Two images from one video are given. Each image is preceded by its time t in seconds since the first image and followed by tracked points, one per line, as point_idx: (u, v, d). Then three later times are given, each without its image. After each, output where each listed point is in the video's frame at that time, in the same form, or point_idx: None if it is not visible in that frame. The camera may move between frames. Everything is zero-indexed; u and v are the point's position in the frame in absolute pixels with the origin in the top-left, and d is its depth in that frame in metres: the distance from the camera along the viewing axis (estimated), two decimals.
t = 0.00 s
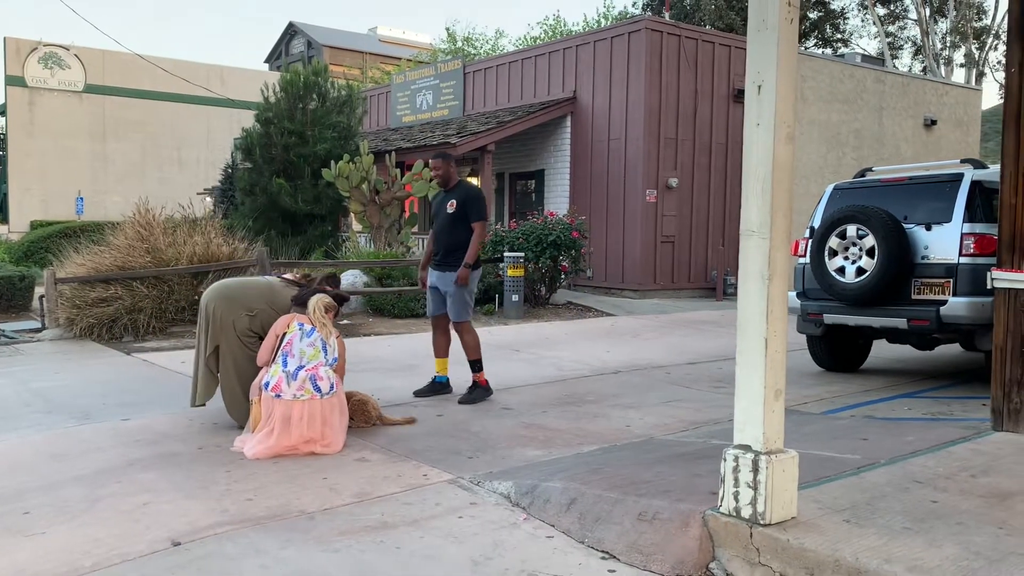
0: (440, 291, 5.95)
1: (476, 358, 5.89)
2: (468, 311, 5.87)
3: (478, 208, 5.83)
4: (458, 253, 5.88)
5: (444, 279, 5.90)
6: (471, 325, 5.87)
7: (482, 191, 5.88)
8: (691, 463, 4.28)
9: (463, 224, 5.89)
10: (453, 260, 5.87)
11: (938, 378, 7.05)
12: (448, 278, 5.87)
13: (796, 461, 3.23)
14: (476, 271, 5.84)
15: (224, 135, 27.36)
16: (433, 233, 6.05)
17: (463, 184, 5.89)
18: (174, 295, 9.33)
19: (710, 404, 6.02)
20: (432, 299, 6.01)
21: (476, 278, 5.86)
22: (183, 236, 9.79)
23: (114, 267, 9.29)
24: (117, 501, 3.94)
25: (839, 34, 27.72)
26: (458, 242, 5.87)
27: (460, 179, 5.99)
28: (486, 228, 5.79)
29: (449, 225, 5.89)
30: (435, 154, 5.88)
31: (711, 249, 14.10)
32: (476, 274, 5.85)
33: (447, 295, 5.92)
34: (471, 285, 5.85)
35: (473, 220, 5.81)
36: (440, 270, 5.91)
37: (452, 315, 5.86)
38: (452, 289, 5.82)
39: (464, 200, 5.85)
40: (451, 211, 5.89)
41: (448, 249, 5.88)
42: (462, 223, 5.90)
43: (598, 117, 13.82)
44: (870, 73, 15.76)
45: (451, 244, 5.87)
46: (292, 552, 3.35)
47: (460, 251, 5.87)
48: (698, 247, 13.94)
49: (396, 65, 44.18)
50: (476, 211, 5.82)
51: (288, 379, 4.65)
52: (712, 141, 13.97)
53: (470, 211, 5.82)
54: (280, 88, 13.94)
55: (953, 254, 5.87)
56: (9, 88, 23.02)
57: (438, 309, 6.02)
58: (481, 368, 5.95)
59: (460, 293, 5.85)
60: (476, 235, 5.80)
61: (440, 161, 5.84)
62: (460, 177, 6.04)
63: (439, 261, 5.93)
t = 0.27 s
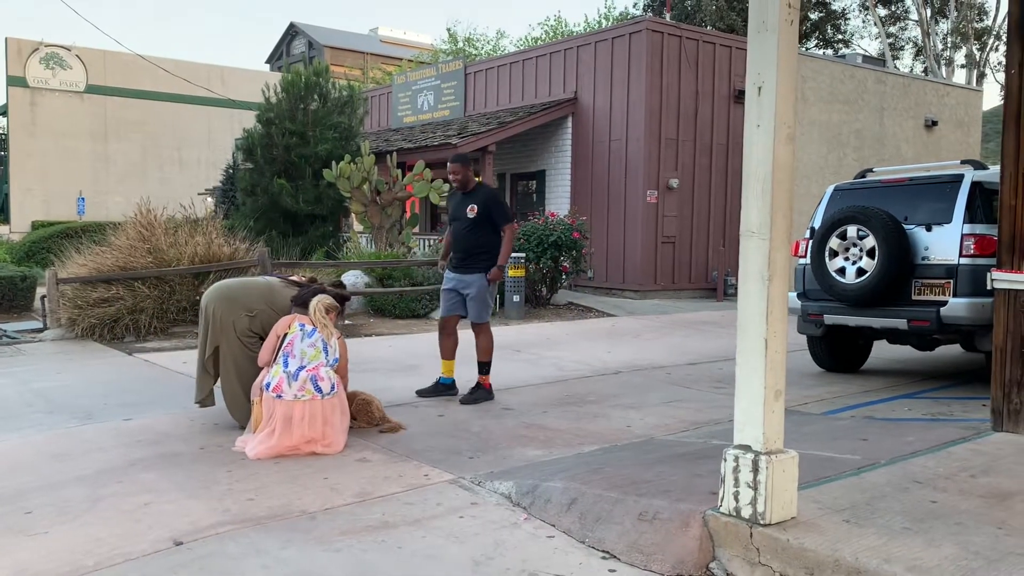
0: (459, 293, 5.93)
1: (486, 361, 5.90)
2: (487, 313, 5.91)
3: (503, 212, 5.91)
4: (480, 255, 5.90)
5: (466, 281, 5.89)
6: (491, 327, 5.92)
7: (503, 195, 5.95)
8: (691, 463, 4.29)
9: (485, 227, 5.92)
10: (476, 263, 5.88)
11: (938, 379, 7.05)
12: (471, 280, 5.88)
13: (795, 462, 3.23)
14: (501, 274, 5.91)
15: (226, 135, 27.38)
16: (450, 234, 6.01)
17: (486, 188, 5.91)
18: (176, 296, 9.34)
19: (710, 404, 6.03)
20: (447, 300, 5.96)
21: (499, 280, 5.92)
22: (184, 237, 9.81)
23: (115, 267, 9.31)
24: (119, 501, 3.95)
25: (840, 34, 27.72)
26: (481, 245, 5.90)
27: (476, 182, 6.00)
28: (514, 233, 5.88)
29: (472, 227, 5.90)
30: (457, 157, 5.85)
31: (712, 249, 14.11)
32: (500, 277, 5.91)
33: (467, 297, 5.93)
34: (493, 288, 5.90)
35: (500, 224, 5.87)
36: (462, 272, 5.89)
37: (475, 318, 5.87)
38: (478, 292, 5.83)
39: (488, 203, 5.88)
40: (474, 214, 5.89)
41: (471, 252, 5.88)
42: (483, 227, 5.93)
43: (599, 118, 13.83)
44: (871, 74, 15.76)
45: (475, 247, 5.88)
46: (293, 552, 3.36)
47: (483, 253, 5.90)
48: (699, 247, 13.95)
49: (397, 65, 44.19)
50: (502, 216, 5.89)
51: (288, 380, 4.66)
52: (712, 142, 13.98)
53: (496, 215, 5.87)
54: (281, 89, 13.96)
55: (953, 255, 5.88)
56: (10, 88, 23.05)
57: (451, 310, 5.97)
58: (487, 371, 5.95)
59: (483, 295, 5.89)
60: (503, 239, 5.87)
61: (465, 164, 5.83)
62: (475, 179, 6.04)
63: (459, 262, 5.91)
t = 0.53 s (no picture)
0: (464, 291, 5.93)
1: (488, 359, 5.90)
2: (492, 312, 5.91)
3: (508, 211, 5.89)
4: (484, 254, 5.90)
5: (470, 280, 5.89)
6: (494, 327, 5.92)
7: (509, 194, 5.93)
8: (692, 462, 4.29)
9: (491, 226, 5.91)
10: (481, 261, 5.88)
11: (939, 378, 7.05)
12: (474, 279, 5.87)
13: (797, 460, 3.24)
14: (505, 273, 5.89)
15: (227, 134, 27.39)
16: (456, 234, 6.02)
17: (491, 187, 5.91)
18: (176, 295, 9.34)
19: (711, 403, 6.02)
20: (452, 299, 5.98)
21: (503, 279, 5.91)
22: (185, 236, 9.82)
23: (116, 267, 9.31)
24: (121, 499, 3.96)
25: (841, 34, 27.70)
26: (486, 244, 5.90)
27: (483, 181, 6.00)
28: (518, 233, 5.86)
29: (477, 226, 5.90)
30: (463, 156, 5.85)
31: (713, 248, 14.10)
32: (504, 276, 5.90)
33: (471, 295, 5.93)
34: (497, 286, 5.89)
35: (505, 223, 5.86)
36: (466, 271, 5.89)
37: (478, 316, 5.87)
38: (481, 291, 5.83)
39: (494, 203, 5.87)
40: (479, 213, 5.89)
41: (475, 250, 5.88)
42: (489, 226, 5.93)
43: (600, 117, 13.83)
44: (872, 73, 15.76)
45: (480, 246, 5.87)
46: (295, 550, 3.36)
47: (487, 252, 5.89)
48: (700, 247, 13.95)
49: (398, 64, 44.17)
50: (507, 215, 5.87)
51: (287, 379, 4.66)
52: (713, 141, 13.97)
53: (501, 214, 5.86)
54: (282, 88, 13.95)
55: (955, 254, 5.88)
56: (11, 88, 23.07)
57: (456, 309, 5.99)
58: (489, 370, 5.95)
59: (488, 294, 5.88)
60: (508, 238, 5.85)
61: (470, 163, 5.83)
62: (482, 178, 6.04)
63: (464, 261, 5.92)
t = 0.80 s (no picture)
0: (468, 291, 5.93)
1: (492, 359, 5.91)
2: (496, 312, 5.90)
3: (513, 212, 5.89)
4: (488, 254, 5.89)
5: (473, 280, 5.89)
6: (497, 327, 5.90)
7: (515, 195, 5.93)
8: (697, 462, 4.30)
9: (496, 226, 5.91)
10: (484, 261, 5.88)
11: (945, 378, 7.03)
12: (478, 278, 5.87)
13: (802, 461, 3.23)
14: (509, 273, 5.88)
15: (232, 134, 27.46)
16: (461, 234, 6.04)
17: (497, 187, 5.91)
18: (182, 295, 9.37)
19: (716, 403, 6.02)
20: (456, 298, 5.98)
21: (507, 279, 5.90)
22: (191, 236, 9.85)
23: (122, 266, 9.34)
24: (127, 499, 3.97)
25: (847, 33, 27.64)
26: (490, 244, 5.89)
27: (489, 182, 6.01)
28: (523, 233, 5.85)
29: (481, 227, 5.90)
30: (468, 156, 5.87)
31: (718, 248, 14.09)
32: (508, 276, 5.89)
33: (474, 296, 5.93)
34: (500, 287, 5.88)
35: (510, 223, 5.86)
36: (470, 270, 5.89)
37: (482, 316, 5.86)
38: (484, 290, 5.82)
39: (498, 203, 5.87)
40: (484, 213, 5.90)
41: (480, 250, 5.88)
42: (493, 226, 5.93)
43: (605, 117, 13.83)
44: (878, 73, 15.72)
45: (484, 246, 5.87)
46: (300, 550, 3.38)
47: (491, 252, 5.89)
48: (705, 247, 13.95)
49: (403, 65, 44.19)
50: (512, 215, 5.86)
51: (293, 379, 4.69)
52: (718, 141, 13.96)
53: (506, 214, 5.85)
54: (287, 88, 13.99)
55: (960, 255, 5.87)
56: (18, 88, 23.17)
57: (460, 309, 5.99)
58: (493, 370, 5.96)
59: (491, 294, 5.87)
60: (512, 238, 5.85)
61: (477, 163, 5.84)
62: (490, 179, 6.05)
63: (468, 260, 5.92)
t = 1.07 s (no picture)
0: (465, 291, 5.94)
1: (495, 359, 5.93)
2: (493, 313, 5.92)
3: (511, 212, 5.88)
4: (485, 255, 5.89)
5: (469, 280, 5.89)
6: (495, 328, 5.93)
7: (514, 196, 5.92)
8: (704, 462, 4.30)
9: (494, 227, 5.91)
10: (482, 262, 5.88)
11: (953, 378, 7.02)
12: (475, 279, 5.87)
13: (809, 460, 3.24)
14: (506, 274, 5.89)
15: (239, 134, 27.55)
16: (460, 234, 6.05)
17: (496, 188, 5.90)
18: (190, 294, 9.40)
19: (723, 403, 6.03)
20: (454, 298, 5.99)
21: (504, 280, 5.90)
22: (199, 236, 9.90)
23: (131, 266, 9.39)
24: (137, 497, 4.00)
25: (854, 33, 27.56)
26: (488, 245, 5.90)
27: (489, 181, 6.00)
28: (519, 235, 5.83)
29: (479, 227, 5.90)
30: (468, 156, 5.88)
31: (725, 248, 14.08)
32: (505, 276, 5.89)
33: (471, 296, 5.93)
34: (496, 288, 5.87)
35: (507, 224, 5.85)
36: (467, 271, 5.90)
37: (479, 317, 5.88)
38: (481, 291, 5.83)
39: (496, 204, 5.86)
40: (483, 213, 5.89)
41: (477, 250, 5.88)
42: (491, 227, 5.92)
43: (612, 117, 13.83)
44: (885, 72, 15.68)
45: (481, 246, 5.87)
46: (308, 548, 3.40)
47: (489, 252, 5.89)
48: (712, 246, 13.94)
49: (409, 65, 44.23)
50: (509, 217, 5.85)
51: (303, 378, 4.69)
52: (725, 141, 13.94)
53: (504, 215, 5.84)
54: (294, 89, 14.03)
55: (968, 255, 5.85)
56: (27, 89, 23.32)
57: (457, 308, 6.00)
58: (498, 369, 5.98)
59: (487, 295, 5.88)
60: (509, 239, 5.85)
61: (477, 163, 5.83)
62: (490, 180, 6.04)
63: (465, 260, 5.92)
